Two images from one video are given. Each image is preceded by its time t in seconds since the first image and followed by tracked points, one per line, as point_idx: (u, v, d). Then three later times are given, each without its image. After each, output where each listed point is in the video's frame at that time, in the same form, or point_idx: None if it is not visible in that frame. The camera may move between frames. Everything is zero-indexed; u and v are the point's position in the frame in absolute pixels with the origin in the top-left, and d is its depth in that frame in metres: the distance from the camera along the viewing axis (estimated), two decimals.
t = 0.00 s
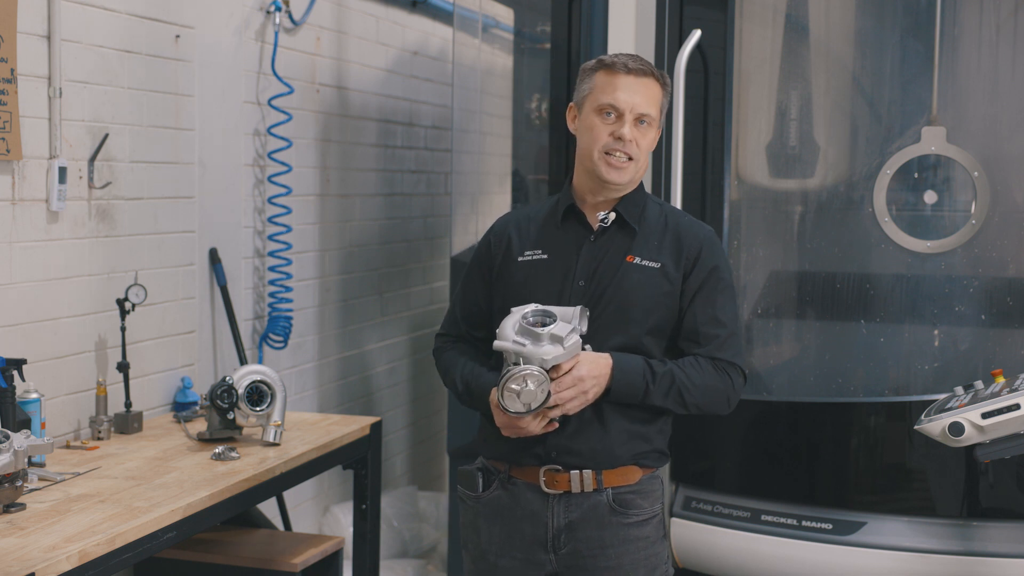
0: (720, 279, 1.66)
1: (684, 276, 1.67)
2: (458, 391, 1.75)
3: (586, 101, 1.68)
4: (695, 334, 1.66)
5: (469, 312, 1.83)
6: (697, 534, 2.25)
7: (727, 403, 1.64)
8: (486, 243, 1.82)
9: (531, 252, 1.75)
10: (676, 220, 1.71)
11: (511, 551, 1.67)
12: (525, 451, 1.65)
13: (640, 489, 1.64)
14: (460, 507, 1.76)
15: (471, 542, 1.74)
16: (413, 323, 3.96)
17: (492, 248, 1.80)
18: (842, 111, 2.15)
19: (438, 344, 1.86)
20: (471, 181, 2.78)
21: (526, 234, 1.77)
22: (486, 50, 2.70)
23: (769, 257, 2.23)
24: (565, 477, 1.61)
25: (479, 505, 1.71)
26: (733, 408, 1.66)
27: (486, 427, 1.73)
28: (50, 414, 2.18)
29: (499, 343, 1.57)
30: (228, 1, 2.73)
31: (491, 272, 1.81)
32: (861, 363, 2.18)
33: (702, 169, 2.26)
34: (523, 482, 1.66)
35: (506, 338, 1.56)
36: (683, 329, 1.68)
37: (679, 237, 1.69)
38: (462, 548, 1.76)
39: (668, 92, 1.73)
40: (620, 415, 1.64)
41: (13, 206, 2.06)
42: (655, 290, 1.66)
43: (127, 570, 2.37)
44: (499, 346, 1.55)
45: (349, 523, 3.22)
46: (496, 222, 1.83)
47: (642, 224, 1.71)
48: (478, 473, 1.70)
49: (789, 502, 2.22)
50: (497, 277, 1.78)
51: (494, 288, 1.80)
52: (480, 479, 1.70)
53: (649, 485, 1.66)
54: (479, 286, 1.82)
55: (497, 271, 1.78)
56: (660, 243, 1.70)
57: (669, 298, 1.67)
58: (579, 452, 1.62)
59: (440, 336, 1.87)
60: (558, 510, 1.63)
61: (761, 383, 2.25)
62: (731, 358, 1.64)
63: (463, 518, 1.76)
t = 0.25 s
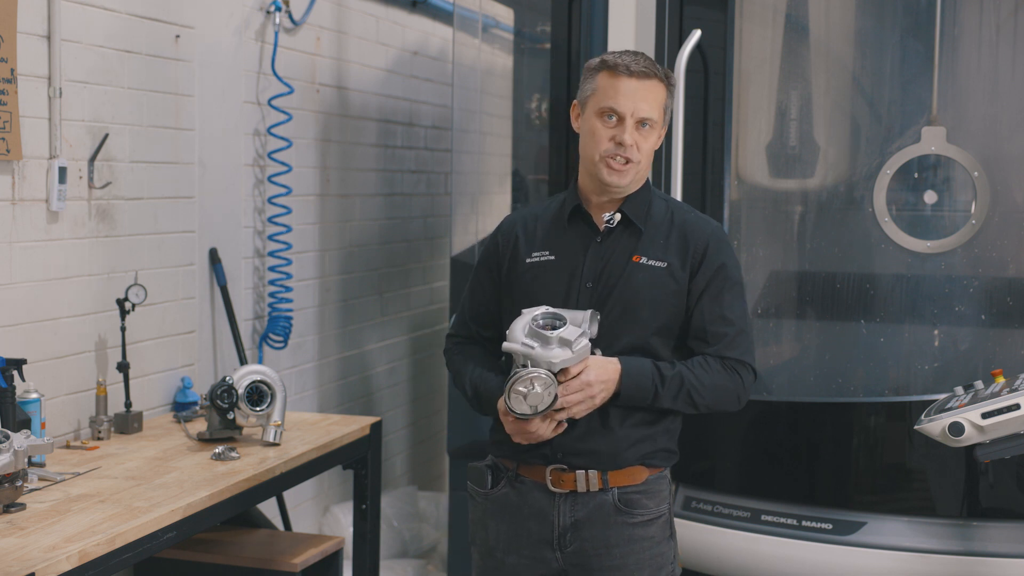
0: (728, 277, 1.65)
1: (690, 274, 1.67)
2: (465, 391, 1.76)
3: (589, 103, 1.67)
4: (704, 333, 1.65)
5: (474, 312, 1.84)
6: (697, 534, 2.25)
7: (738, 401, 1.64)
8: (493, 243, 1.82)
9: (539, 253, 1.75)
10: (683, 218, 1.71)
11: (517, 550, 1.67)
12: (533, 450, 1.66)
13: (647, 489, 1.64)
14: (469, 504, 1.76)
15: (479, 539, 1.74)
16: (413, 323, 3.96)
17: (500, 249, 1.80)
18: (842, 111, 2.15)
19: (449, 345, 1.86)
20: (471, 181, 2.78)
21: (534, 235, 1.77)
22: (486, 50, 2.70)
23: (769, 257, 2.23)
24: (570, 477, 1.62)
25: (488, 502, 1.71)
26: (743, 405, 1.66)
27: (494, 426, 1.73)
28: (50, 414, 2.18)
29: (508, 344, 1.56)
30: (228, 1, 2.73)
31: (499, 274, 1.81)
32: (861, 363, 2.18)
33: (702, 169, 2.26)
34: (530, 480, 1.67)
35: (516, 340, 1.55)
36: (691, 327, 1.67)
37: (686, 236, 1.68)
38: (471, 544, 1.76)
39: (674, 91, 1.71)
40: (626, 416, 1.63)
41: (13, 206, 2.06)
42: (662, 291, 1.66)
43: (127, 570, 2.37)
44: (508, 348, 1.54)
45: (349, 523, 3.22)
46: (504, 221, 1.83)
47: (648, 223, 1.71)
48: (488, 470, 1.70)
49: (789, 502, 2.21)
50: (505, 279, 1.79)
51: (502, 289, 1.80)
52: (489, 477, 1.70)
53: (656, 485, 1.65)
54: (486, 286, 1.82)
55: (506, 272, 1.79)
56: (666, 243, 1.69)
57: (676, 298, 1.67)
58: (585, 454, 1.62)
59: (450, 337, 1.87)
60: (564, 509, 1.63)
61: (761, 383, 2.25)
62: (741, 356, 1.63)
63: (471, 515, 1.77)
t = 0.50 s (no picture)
0: (730, 276, 1.65)
1: (692, 273, 1.67)
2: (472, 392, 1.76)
3: (589, 105, 1.68)
4: (705, 332, 1.65)
5: (476, 311, 1.84)
6: (698, 533, 2.25)
7: (738, 401, 1.63)
8: (496, 244, 1.82)
9: (541, 253, 1.75)
10: (685, 218, 1.70)
11: (521, 549, 1.67)
12: (537, 450, 1.66)
13: (650, 488, 1.64)
14: (472, 503, 1.76)
15: (482, 539, 1.74)
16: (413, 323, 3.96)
17: (502, 249, 1.80)
18: (842, 111, 2.15)
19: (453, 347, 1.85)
20: (471, 181, 2.78)
21: (536, 235, 1.77)
22: (486, 50, 2.70)
23: (769, 257, 2.23)
24: (574, 476, 1.62)
25: (491, 501, 1.71)
26: (744, 405, 1.66)
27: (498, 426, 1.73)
28: (50, 414, 2.18)
29: (505, 336, 1.57)
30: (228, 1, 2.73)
31: (502, 275, 1.81)
32: (861, 363, 2.18)
33: (702, 169, 2.26)
34: (534, 480, 1.67)
35: (513, 331, 1.57)
36: (692, 326, 1.67)
37: (688, 235, 1.68)
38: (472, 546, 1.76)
39: (677, 93, 1.70)
40: (629, 416, 1.63)
41: (13, 206, 2.06)
42: (664, 291, 1.67)
43: (128, 570, 2.37)
44: (505, 338, 1.56)
45: (349, 523, 3.22)
46: (505, 221, 1.83)
47: (651, 224, 1.71)
48: (491, 471, 1.70)
49: (789, 502, 2.21)
50: (509, 279, 1.79)
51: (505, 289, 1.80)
52: (492, 476, 1.70)
53: (659, 485, 1.65)
54: (488, 287, 1.82)
55: (510, 272, 1.79)
56: (669, 242, 1.69)
57: (677, 297, 1.67)
58: (588, 454, 1.62)
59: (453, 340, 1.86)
60: (568, 509, 1.63)
61: (761, 383, 2.25)
62: (742, 355, 1.63)
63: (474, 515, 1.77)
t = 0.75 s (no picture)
0: (727, 272, 1.65)
1: (689, 268, 1.67)
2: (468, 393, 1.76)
3: (581, 99, 1.69)
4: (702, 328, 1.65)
5: (474, 312, 1.83)
6: (697, 533, 2.25)
7: (733, 397, 1.64)
8: (493, 245, 1.82)
9: (538, 254, 1.75)
10: (682, 215, 1.71)
11: (517, 550, 1.67)
12: (534, 451, 1.66)
13: (648, 489, 1.64)
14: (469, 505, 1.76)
15: (478, 541, 1.73)
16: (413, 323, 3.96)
17: (499, 250, 1.80)
18: (842, 111, 2.15)
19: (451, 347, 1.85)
20: (471, 181, 2.78)
21: (533, 235, 1.77)
22: (486, 50, 2.70)
23: (769, 257, 2.23)
24: (572, 477, 1.62)
25: (487, 503, 1.71)
26: (740, 401, 1.66)
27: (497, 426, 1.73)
28: (50, 414, 2.18)
29: (501, 334, 1.59)
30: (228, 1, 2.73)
31: (499, 276, 1.81)
32: (861, 363, 2.18)
33: (702, 169, 2.26)
34: (531, 481, 1.67)
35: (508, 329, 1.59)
36: (689, 322, 1.67)
37: (685, 232, 1.68)
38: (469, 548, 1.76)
39: (668, 85, 1.71)
40: (627, 416, 1.64)
41: (13, 206, 2.06)
42: (662, 288, 1.66)
43: (128, 570, 2.37)
44: (500, 336, 1.57)
45: (349, 523, 3.22)
46: (502, 222, 1.84)
47: (648, 221, 1.71)
48: (487, 472, 1.70)
49: (789, 502, 2.21)
50: (506, 280, 1.79)
51: (503, 291, 1.80)
52: (489, 478, 1.70)
53: (657, 486, 1.65)
54: (486, 288, 1.82)
55: (507, 273, 1.79)
56: (666, 239, 1.69)
57: (674, 293, 1.67)
58: (587, 454, 1.62)
59: (451, 341, 1.86)
60: (566, 510, 1.63)
61: (761, 383, 2.25)
62: (737, 350, 1.63)
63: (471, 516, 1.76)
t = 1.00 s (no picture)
0: (718, 264, 1.66)
1: (681, 261, 1.67)
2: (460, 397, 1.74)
3: (576, 99, 1.69)
4: (692, 319, 1.65)
5: (465, 312, 1.83)
6: (697, 534, 2.25)
7: (725, 389, 1.63)
8: (483, 245, 1.81)
9: (530, 252, 1.74)
10: (673, 212, 1.72)
11: (518, 553, 1.67)
12: (534, 452, 1.65)
13: (648, 488, 1.65)
14: (466, 510, 1.75)
15: (476, 545, 1.73)
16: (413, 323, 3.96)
17: (490, 249, 1.80)
18: (842, 111, 2.15)
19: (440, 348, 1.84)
20: (471, 181, 2.79)
21: (525, 234, 1.77)
22: (486, 50, 2.70)
23: (769, 257, 2.23)
24: (575, 478, 1.62)
25: (486, 507, 1.71)
26: (732, 393, 1.65)
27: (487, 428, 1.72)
28: (50, 414, 2.18)
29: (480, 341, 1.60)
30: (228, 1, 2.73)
31: (489, 276, 1.81)
32: (861, 363, 2.18)
33: (702, 169, 2.26)
34: (531, 484, 1.66)
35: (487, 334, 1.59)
36: (679, 315, 1.67)
37: (678, 227, 1.69)
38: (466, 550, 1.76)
39: (663, 88, 1.72)
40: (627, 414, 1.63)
41: (13, 206, 2.06)
42: (656, 282, 1.67)
43: (128, 570, 2.37)
44: (479, 343, 1.58)
45: (349, 523, 3.22)
46: (490, 223, 1.83)
47: (641, 218, 1.71)
48: (485, 475, 1.70)
49: (789, 501, 2.21)
50: (496, 279, 1.78)
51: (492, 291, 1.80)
52: (487, 481, 1.70)
53: (657, 485, 1.66)
54: (476, 288, 1.82)
55: (498, 273, 1.78)
56: (658, 234, 1.70)
57: (667, 287, 1.67)
58: (588, 453, 1.61)
59: (440, 340, 1.85)
60: (567, 512, 1.63)
61: (761, 383, 2.25)
62: (727, 340, 1.64)
63: (468, 520, 1.75)
